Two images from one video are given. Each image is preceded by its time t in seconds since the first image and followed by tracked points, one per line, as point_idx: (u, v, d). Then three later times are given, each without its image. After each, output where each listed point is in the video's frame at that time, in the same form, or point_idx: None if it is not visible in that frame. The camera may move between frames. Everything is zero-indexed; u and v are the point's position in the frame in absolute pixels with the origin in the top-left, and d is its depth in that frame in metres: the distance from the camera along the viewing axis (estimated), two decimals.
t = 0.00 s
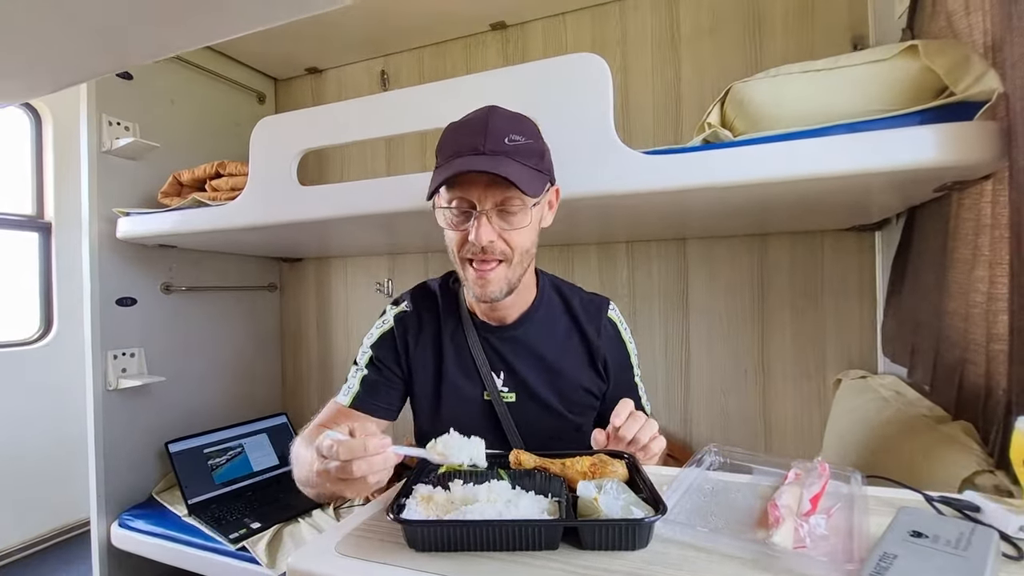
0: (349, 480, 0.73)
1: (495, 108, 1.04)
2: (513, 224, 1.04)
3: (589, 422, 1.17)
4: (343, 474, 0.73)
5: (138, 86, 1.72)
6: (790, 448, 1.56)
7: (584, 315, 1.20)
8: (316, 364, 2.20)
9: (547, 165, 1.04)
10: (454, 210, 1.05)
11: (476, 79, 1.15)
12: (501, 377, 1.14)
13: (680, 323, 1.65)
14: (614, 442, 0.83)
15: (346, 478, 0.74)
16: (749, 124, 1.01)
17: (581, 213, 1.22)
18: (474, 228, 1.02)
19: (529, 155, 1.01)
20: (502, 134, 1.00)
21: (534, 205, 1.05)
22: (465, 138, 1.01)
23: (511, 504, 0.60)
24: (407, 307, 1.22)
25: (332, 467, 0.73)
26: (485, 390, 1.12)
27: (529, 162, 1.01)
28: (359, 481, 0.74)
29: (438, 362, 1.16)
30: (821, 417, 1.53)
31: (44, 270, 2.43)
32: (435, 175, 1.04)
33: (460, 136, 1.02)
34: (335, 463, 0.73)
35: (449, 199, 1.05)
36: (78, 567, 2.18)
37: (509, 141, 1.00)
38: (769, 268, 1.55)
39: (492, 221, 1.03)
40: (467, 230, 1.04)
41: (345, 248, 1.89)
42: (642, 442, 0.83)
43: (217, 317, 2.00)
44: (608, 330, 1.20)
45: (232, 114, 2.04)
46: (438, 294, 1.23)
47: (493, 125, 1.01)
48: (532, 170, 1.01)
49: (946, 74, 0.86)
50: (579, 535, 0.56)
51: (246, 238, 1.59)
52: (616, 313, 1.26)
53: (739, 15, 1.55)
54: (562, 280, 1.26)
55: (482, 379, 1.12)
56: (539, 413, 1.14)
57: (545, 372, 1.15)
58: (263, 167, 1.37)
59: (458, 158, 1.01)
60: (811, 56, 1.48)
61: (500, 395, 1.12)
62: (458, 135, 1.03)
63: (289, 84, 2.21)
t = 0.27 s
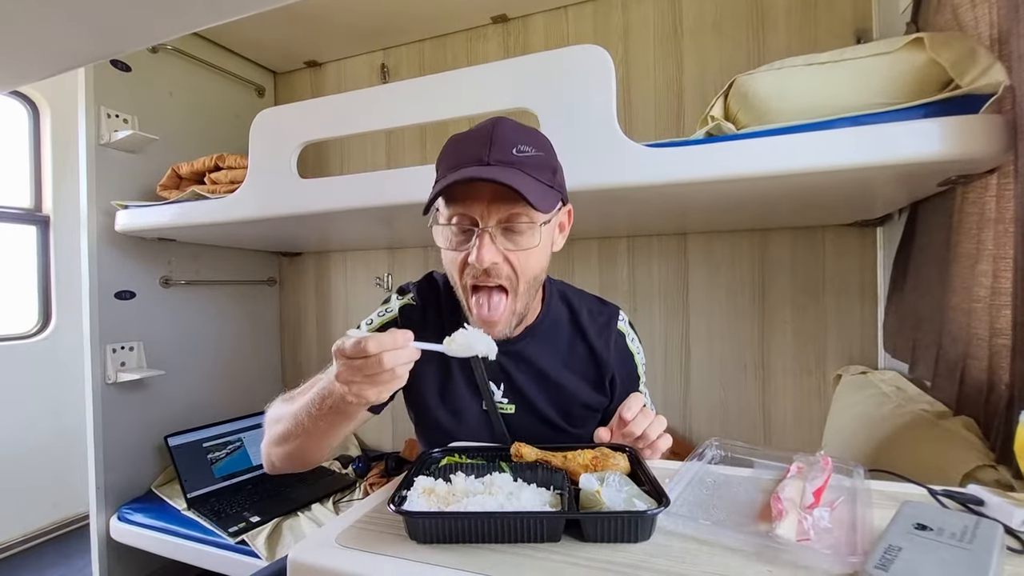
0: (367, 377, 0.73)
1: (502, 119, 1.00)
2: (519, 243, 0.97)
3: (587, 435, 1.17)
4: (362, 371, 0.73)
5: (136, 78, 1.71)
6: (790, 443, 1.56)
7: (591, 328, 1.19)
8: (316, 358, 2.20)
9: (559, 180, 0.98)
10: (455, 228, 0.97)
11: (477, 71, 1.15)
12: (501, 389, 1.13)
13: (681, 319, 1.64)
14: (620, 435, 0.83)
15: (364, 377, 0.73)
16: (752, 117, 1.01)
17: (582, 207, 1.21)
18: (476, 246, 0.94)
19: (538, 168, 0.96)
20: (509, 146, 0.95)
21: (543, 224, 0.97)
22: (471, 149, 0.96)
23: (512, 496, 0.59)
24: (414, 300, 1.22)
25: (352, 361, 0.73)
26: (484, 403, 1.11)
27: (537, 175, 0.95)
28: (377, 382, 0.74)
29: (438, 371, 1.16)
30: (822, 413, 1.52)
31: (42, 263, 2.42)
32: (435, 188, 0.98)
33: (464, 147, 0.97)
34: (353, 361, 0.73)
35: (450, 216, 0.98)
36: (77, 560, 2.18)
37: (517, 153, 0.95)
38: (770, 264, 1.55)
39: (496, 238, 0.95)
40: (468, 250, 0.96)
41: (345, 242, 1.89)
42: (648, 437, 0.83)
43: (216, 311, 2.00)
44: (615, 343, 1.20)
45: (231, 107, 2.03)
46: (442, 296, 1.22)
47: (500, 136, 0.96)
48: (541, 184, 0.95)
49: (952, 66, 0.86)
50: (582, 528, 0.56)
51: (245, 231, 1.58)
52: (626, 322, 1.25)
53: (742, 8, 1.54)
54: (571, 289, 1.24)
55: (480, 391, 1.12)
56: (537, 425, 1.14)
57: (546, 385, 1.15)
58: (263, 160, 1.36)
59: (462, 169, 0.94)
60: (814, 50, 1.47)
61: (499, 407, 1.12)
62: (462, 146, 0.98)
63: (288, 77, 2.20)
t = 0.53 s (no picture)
0: (395, 350, 0.73)
1: (502, 128, 0.98)
2: (514, 261, 0.96)
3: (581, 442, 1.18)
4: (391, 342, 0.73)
5: (133, 77, 1.71)
6: (785, 441, 1.56)
7: (591, 337, 1.19)
8: (313, 357, 2.20)
9: (560, 198, 0.98)
10: (450, 241, 0.96)
11: (475, 70, 1.15)
12: (497, 398, 1.14)
13: (678, 318, 1.65)
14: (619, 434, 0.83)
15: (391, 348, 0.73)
16: (749, 118, 1.01)
17: (579, 207, 1.22)
18: (470, 262, 0.93)
19: (537, 184, 0.95)
20: (508, 159, 0.94)
21: (540, 242, 0.97)
22: (469, 162, 0.94)
23: (509, 495, 0.60)
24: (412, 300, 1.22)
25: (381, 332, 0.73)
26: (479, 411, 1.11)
27: (535, 191, 0.94)
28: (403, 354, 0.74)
29: (434, 378, 1.16)
30: (817, 413, 1.53)
31: (38, 262, 2.42)
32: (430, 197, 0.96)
33: (462, 158, 0.95)
34: (382, 332, 0.73)
35: (444, 228, 0.96)
36: (74, 559, 2.18)
37: (516, 166, 0.93)
38: (766, 264, 1.55)
39: (490, 255, 0.94)
40: (462, 265, 0.95)
41: (342, 241, 1.89)
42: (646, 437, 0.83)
43: (213, 310, 1.99)
44: (615, 353, 1.20)
45: (228, 106, 2.03)
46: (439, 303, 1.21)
47: (500, 148, 0.95)
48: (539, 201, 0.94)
49: (947, 68, 0.86)
50: (578, 525, 0.56)
51: (242, 230, 1.58)
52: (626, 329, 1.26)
53: (739, 9, 1.54)
54: (570, 298, 1.25)
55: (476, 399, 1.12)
56: (532, 433, 1.15)
57: (542, 394, 1.15)
58: (260, 159, 1.36)
59: (459, 181, 0.93)
60: (811, 51, 1.48)
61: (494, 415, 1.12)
62: (460, 156, 0.96)
63: (286, 75, 2.20)
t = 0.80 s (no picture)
0: (409, 348, 0.73)
1: (502, 134, 0.97)
2: (516, 271, 0.96)
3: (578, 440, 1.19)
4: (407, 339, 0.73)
5: (131, 76, 1.71)
6: (780, 442, 1.57)
7: (589, 338, 1.19)
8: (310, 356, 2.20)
9: (560, 206, 0.99)
10: (452, 251, 0.95)
11: (471, 71, 1.15)
12: (495, 396, 1.15)
13: (674, 318, 1.66)
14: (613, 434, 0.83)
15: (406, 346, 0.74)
16: (743, 119, 1.02)
17: (575, 207, 1.22)
18: (474, 274, 0.93)
19: (538, 194, 0.95)
20: (509, 169, 0.93)
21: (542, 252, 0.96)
22: (471, 171, 0.94)
23: (501, 493, 0.60)
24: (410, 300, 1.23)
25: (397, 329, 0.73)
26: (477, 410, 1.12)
27: (535, 200, 0.95)
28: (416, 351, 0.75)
29: (433, 377, 1.17)
30: (812, 413, 1.54)
31: (35, 261, 2.41)
32: (431, 208, 0.95)
33: (463, 168, 0.94)
34: (399, 329, 0.73)
35: (446, 238, 0.95)
36: (70, 558, 2.18)
37: (517, 176, 0.93)
38: (762, 265, 1.56)
39: (494, 265, 0.94)
40: (464, 275, 0.94)
41: (339, 241, 1.89)
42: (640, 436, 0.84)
43: (211, 310, 2.00)
44: (612, 354, 1.20)
45: (226, 105, 2.03)
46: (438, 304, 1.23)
47: (501, 157, 0.94)
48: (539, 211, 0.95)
49: (938, 71, 0.87)
50: (569, 524, 0.56)
51: (239, 230, 1.59)
52: (623, 330, 1.26)
53: (735, 11, 1.55)
54: (568, 300, 1.25)
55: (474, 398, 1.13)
56: (530, 433, 1.16)
57: (540, 393, 1.16)
58: (257, 159, 1.36)
59: (461, 192, 0.92)
60: (806, 52, 1.48)
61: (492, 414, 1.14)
62: (460, 165, 0.95)
63: (284, 75, 2.20)
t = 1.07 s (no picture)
0: (405, 348, 0.74)
1: (505, 138, 0.96)
2: (518, 279, 0.96)
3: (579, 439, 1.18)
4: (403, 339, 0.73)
5: (129, 77, 1.71)
6: (780, 442, 1.57)
7: (590, 337, 1.20)
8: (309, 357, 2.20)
9: (561, 211, 0.99)
10: (455, 260, 0.94)
11: (470, 71, 1.15)
12: (496, 393, 1.15)
13: (673, 319, 1.66)
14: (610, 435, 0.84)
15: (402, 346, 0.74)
16: (742, 119, 1.01)
17: (575, 208, 1.22)
18: (476, 284, 0.93)
19: (540, 202, 0.95)
20: (511, 178, 0.93)
21: (543, 260, 0.96)
22: (473, 180, 0.93)
23: (501, 494, 0.60)
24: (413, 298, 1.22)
25: (394, 329, 0.73)
26: (478, 406, 1.12)
27: (536, 208, 0.95)
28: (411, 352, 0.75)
29: (434, 374, 1.17)
30: (811, 412, 1.54)
31: (34, 262, 2.41)
32: (433, 217, 0.94)
33: (465, 176, 0.94)
34: (396, 328, 0.73)
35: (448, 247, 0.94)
36: (69, 560, 2.17)
37: (519, 185, 0.93)
38: (761, 265, 1.56)
39: (496, 274, 0.94)
40: (467, 285, 0.94)
41: (338, 242, 1.89)
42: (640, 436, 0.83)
43: (210, 311, 1.99)
44: (614, 354, 1.20)
45: (224, 106, 2.03)
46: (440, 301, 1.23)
47: (503, 164, 0.94)
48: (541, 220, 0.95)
49: (937, 71, 0.87)
50: (569, 525, 0.56)
51: (238, 230, 1.58)
52: (624, 330, 1.27)
53: (734, 11, 1.55)
54: (570, 299, 1.26)
55: (475, 395, 1.13)
56: (530, 431, 1.15)
57: (540, 391, 1.16)
58: (256, 159, 1.36)
59: (463, 203, 0.92)
60: (805, 52, 1.49)
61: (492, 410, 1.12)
62: (462, 173, 0.95)
63: (283, 75, 2.19)
